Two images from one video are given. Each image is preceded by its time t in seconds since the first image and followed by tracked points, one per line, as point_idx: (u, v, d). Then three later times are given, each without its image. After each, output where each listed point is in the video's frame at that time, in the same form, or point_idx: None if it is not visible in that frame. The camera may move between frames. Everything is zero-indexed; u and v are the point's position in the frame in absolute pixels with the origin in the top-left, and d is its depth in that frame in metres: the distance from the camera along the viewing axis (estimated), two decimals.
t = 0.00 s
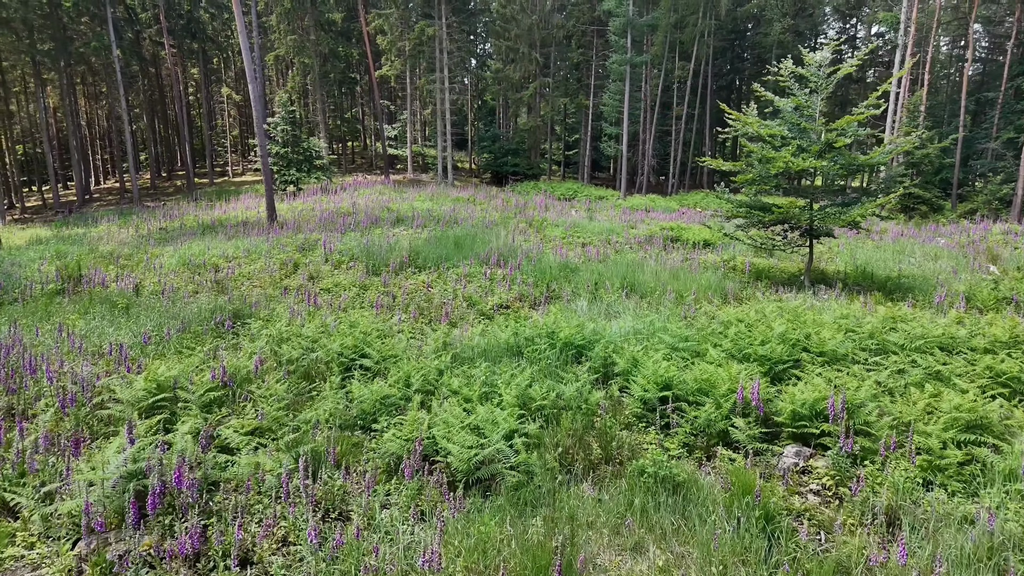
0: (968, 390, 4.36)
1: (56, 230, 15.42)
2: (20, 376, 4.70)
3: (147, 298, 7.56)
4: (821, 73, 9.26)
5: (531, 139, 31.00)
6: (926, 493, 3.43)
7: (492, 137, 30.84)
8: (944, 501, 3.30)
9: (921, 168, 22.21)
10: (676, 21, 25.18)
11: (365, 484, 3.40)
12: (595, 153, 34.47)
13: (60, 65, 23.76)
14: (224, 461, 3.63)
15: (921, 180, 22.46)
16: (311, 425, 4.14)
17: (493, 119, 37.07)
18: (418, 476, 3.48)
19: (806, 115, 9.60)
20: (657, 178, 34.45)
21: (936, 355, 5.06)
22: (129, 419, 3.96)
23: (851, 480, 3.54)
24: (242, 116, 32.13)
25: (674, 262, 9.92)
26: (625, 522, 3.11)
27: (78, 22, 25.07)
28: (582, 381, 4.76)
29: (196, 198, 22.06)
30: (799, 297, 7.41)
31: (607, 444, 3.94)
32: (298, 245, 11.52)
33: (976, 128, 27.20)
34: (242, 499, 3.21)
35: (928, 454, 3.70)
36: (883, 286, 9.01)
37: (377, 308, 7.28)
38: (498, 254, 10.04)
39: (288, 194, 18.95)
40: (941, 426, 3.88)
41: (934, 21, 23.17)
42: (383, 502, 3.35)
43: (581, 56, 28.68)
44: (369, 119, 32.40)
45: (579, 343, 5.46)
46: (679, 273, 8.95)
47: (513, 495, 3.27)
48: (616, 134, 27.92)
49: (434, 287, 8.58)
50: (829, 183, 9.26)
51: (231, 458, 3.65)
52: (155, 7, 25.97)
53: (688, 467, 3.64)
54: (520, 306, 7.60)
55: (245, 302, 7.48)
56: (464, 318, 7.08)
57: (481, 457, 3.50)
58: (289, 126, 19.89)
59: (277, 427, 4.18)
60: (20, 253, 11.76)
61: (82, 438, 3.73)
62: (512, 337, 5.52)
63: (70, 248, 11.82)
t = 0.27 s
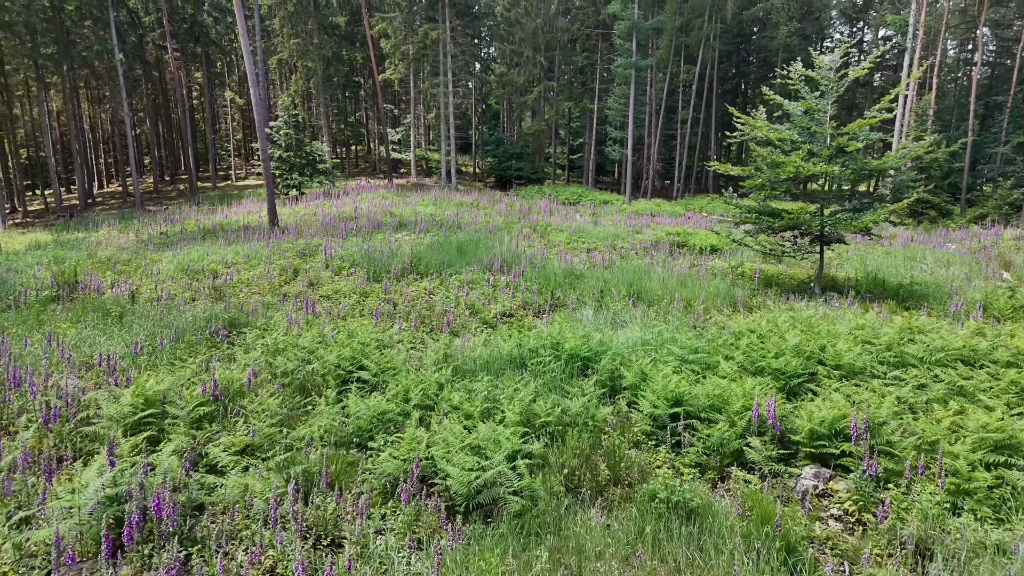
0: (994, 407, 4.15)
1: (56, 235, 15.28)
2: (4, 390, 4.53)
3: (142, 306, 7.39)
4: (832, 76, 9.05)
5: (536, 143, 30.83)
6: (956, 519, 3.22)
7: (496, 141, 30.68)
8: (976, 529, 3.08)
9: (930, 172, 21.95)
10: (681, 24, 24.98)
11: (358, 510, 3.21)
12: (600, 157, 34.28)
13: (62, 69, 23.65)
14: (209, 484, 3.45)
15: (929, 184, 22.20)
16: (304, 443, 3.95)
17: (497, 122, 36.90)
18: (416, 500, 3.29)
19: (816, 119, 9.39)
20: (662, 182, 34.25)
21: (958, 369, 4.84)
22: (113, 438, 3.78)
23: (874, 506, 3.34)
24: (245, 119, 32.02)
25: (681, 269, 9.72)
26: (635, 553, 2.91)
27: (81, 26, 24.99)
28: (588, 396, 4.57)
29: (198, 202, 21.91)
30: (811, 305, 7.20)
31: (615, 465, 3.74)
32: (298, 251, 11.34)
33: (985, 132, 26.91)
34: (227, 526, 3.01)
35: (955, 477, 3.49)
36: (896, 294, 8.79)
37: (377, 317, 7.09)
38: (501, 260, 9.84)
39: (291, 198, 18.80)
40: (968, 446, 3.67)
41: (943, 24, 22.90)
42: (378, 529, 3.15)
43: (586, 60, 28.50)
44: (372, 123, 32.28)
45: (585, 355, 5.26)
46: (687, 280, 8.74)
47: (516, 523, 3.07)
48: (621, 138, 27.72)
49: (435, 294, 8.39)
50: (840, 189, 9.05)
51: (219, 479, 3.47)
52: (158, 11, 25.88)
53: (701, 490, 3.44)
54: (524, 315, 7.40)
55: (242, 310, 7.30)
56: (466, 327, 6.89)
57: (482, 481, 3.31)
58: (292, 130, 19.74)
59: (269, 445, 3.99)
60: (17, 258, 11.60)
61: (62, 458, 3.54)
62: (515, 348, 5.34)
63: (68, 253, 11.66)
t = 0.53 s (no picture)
0: None
1: (57, 237, 15.16)
2: None
3: (138, 310, 7.22)
4: (845, 75, 8.83)
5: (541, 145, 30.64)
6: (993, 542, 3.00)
7: (501, 144, 30.51)
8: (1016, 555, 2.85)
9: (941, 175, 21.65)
10: (688, 26, 24.79)
11: (351, 531, 3.00)
12: (606, 160, 34.07)
13: (65, 70, 23.58)
14: (195, 502, 3.25)
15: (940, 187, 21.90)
16: (297, 458, 3.76)
17: (502, 124, 36.74)
18: (412, 520, 3.08)
19: (829, 119, 9.17)
20: (668, 185, 34.01)
21: (984, 378, 4.61)
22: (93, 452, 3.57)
23: (904, 529, 3.11)
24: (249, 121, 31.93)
25: (690, 272, 9.50)
26: None
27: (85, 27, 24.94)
28: (596, 406, 4.36)
29: (201, 204, 21.78)
30: (826, 310, 6.97)
31: (625, 481, 3.53)
32: (299, 254, 11.17)
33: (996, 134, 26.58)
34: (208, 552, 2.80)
35: (990, 495, 3.26)
36: (912, 299, 8.54)
37: (378, 322, 6.89)
38: (506, 263, 9.63)
39: (294, 200, 18.65)
40: (1003, 461, 3.43)
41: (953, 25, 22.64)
42: (371, 553, 2.94)
43: (591, 61, 28.33)
44: (377, 126, 32.15)
45: (593, 362, 5.06)
46: (696, 283, 8.53)
47: (519, 548, 2.86)
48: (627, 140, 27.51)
49: (438, 298, 8.19)
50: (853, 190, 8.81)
51: (205, 497, 3.27)
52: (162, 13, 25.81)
53: (717, 511, 3.22)
54: (528, 320, 7.20)
55: (239, 315, 7.11)
56: (470, 333, 6.69)
57: (484, 500, 3.10)
58: (296, 132, 19.61)
59: (260, 458, 3.79)
60: (15, 260, 11.46)
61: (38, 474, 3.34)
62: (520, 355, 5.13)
63: (67, 256, 11.52)
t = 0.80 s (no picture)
0: None
1: (57, 236, 15.00)
2: None
3: (132, 309, 7.02)
4: (860, 69, 8.58)
5: (546, 145, 30.42)
6: None
7: (506, 144, 30.30)
8: None
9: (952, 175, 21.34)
10: (695, 24, 24.54)
11: (342, 546, 2.78)
12: (612, 160, 33.83)
13: (68, 69, 23.47)
14: (178, 512, 3.02)
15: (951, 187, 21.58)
16: (288, 465, 3.54)
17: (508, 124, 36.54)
18: (408, 535, 2.86)
19: (843, 114, 8.92)
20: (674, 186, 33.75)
21: (1015, 381, 4.36)
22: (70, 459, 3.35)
23: (941, 544, 2.87)
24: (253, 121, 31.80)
25: (699, 272, 9.26)
26: None
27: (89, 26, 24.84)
28: (605, 410, 4.13)
29: (204, 204, 21.62)
30: (843, 311, 6.72)
31: (637, 492, 3.31)
32: (301, 253, 10.97)
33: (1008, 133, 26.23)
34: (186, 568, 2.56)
35: None
36: (929, 299, 8.28)
37: (378, 321, 6.66)
38: (511, 263, 9.41)
39: (297, 200, 18.47)
40: None
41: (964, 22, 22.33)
42: (364, 570, 2.71)
43: (597, 61, 28.12)
44: (382, 126, 31.97)
45: (601, 364, 4.83)
46: (706, 283, 8.28)
47: (524, 566, 2.63)
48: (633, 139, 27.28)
49: (440, 298, 7.97)
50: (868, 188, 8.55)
51: (188, 507, 3.05)
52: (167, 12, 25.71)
53: (737, 524, 2.99)
54: (534, 320, 6.98)
55: (235, 314, 6.90)
56: (473, 334, 6.46)
57: (486, 512, 2.88)
58: (299, 131, 19.44)
59: (250, 465, 3.58)
60: (13, 259, 11.29)
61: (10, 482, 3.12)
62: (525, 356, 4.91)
63: (65, 255, 11.35)
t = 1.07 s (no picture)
0: None
1: (58, 233, 14.84)
2: None
3: (125, 304, 6.81)
4: (876, 59, 8.31)
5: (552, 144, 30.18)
6: None
7: (511, 142, 30.08)
8: None
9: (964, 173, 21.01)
10: (703, 20, 24.27)
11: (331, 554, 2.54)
12: (618, 159, 33.56)
13: (71, 66, 23.36)
14: (154, 516, 2.80)
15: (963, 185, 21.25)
16: (277, 466, 3.31)
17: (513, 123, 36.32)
18: (403, 543, 2.62)
19: (858, 105, 8.65)
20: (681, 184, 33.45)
21: None
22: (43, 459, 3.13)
23: (985, 554, 2.61)
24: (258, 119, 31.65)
25: (710, 268, 9.00)
26: None
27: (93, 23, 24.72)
28: (615, 408, 3.90)
29: (206, 202, 21.45)
30: (860, 307, 6.47)
31: (651, 496, 3.07)
32: (301, 249, 10.76)
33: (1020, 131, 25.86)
34: None
35: None
36: (948, 296, 8.01)
37: (378, 317, 6.44)
38: (516, 258, 9.17)
39: (300, 197, 18.27)
40: None
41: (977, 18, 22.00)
42: None
43: (604, 58, 27.86)
44: (386, 124, 31.79)
45: (610, 361, 4.58)
46: (718, 279, 8.03)
47: None
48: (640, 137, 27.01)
49: (443, 294, 7.75)
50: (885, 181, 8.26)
51: (166, 511, 2.83)
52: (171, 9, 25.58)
53: (762, 532, 2.75)
54: (539, 316, 6.74)
55: (231, 310, 6.68)
56: (476, 330, 6.23)
57: (487, 517, 2.65)
58: (302, 128, 19.24)
59: (238, 466, 3.36)
60: (10, 255, 11.11)
61: None
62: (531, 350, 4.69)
63: (63, 251, 11.17)
